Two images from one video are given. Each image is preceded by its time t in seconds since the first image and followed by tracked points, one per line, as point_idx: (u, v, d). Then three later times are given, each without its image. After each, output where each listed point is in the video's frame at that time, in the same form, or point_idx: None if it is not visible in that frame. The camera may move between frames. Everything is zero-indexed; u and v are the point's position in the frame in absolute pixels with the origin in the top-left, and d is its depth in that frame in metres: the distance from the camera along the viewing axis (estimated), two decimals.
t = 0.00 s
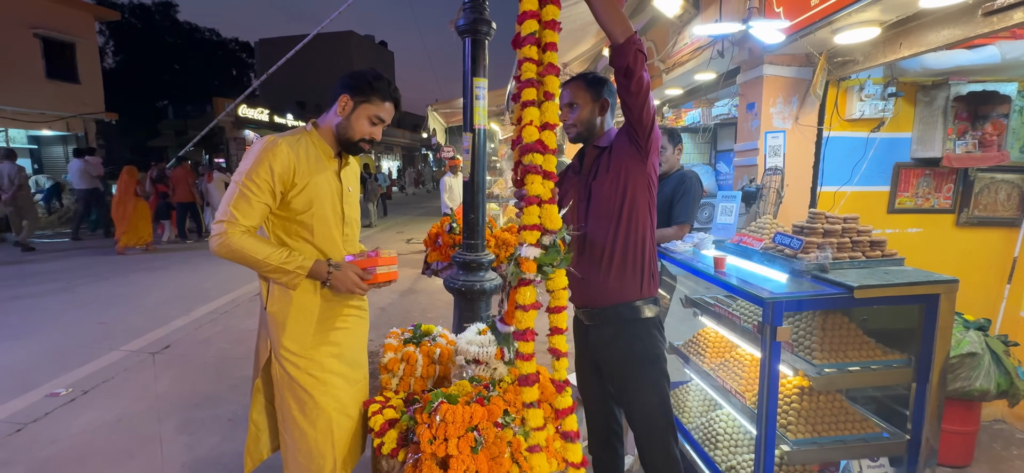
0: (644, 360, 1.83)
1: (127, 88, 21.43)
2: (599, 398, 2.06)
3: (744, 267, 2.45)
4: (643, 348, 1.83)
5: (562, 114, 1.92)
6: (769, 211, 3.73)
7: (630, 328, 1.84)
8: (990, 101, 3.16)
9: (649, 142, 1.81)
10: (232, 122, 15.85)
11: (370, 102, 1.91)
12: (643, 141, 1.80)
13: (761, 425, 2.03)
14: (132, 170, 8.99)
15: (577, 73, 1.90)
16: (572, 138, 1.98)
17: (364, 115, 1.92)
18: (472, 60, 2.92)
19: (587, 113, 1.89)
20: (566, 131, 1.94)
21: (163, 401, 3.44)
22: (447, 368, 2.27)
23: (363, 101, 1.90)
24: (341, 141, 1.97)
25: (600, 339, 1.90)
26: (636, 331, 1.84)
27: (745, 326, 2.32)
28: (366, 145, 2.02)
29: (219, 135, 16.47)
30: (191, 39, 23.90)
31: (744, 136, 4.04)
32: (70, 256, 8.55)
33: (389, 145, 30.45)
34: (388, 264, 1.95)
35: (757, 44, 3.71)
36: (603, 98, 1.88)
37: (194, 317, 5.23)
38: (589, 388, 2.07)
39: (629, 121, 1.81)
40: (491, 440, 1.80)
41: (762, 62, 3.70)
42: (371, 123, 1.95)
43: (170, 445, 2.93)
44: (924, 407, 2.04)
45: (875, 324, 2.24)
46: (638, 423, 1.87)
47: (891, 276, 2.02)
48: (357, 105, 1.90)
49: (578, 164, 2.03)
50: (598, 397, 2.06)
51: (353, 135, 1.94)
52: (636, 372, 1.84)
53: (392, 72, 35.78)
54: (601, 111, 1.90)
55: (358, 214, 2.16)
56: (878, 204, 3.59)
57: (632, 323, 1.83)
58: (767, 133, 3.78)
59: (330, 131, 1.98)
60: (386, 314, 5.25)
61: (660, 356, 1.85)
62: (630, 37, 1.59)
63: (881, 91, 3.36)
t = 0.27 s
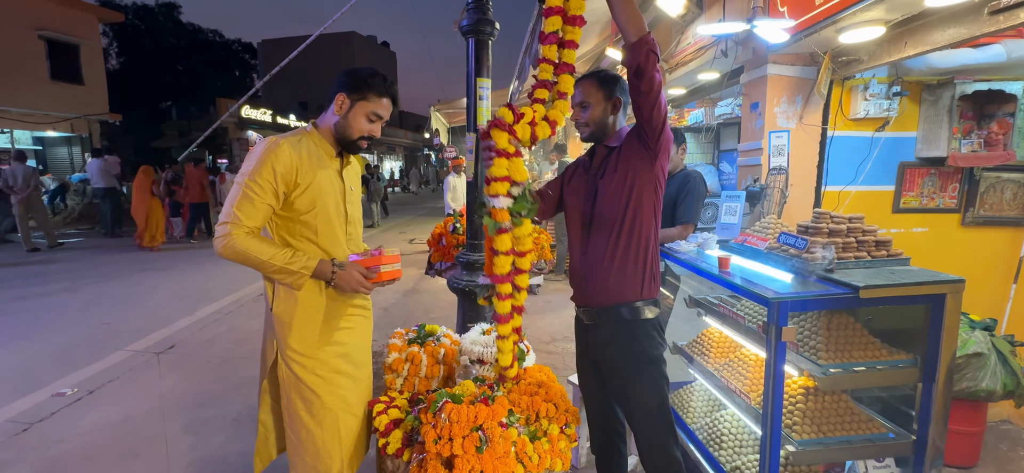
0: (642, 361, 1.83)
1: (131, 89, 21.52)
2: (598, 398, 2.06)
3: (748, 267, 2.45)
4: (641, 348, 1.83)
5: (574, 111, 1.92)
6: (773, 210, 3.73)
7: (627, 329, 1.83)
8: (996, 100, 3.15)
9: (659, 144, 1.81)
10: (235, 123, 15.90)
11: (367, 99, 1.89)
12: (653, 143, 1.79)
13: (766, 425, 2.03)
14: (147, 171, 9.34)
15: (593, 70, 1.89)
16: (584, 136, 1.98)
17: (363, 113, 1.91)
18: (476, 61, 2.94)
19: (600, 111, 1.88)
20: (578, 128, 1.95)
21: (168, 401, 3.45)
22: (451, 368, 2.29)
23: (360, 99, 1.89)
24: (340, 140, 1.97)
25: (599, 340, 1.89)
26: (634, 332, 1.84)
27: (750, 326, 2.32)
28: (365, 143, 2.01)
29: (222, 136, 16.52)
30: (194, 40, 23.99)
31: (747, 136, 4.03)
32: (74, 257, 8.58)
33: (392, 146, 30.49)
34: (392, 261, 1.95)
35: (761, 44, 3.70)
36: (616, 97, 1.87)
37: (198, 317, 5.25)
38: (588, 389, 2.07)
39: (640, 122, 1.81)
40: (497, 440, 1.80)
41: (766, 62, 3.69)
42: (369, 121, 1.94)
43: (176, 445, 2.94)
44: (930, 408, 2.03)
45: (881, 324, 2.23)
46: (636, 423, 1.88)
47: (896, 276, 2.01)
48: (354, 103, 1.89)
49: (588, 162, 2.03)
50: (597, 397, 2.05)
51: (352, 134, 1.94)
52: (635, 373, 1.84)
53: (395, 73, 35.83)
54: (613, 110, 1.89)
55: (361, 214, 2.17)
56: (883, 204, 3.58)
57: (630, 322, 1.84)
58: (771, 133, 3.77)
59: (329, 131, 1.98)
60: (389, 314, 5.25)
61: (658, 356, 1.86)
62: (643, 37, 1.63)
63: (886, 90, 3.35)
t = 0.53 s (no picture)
0: (636, 361, 1.83)
1: (135, 91, 21.63)
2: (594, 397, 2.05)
3: (751, 267, 2.44)
4: (635, 349, 1.83)
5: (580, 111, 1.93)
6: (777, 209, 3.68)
7: (622, 329, 1.83)
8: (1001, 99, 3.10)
9: (661, 149, 1.81)
10: (238, 124, 15.95)
11: (364, 95, 1.88)
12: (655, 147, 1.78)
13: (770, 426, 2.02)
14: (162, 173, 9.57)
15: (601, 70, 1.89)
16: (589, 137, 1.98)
17: (361, 108, 1.90)
18: (478, 61, 2.92)
19: (606, 113, 1.88)
20: (584, 129, 1.95)
21: (172, 401, 3.47)
22: (454, 368, 2.26)
23: (356, 96, 1.88)
24: (338, 137, 1.97)
25: (594, 340, 1.90)
26: (627, 333, 1.83)
27: (755, 325, 2.30)
28: (363, 139, 2.01)
29: (226, 137, 16.58)
30: (197, 42, 24.08)
31: (751, 135, 4.02)
32: (79, 258, 8.62)
33: (394, 146, 30.54)
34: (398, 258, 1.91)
35: (764, 44, 3.69)
36: (621, 98, 1.86)
37: (202, 318, 5.26)
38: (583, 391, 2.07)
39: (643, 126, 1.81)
40: (501, 440, 1.80)
41: (769, 61, 3.68)
42: (367, 118, 1.93)
43: (180, 445, 2.95)
44: (935, 408, 2.02)
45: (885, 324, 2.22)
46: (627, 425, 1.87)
47: (901, 275, 2.00)
48: (350, 100, 1.88)
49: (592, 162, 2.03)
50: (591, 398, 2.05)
51: (350, 130, 1.93)
52: (628, 373, 1.84)
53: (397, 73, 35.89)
54: (618, 112, 1.88)
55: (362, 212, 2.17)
56: (887, 203, 3.56)
57: (625, 322, 1.83)
58: (774, 132, 3.74)
59: (327, 130, 1.98)
60: (392, 314, 5.26)
61: (651, 358, 1.85)
62: (646, 41, 1.63)
63: (890, 89, 3.35)
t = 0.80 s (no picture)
0: (629, 362, 1.83)
1: (139, 92, 21.75)
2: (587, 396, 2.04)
3: (755, 266, 2.43)
4: (625, 351, 1.82)
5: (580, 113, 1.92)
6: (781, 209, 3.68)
7: (620, 329, 1.83)
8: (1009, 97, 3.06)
9: (658, 151, 1.79)
10: (241, 125, 16.00)
11: (358, 87, 1.90)
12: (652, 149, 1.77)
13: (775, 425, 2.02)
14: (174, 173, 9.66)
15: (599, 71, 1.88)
16: (590, 139, 1.98)
17: (356, 101, 1.91)
18: (481, 61, 2.94)
19: (603, 115, 1.87)
20: (584, 131, 1.95)
21: (177, 401, 3.48)
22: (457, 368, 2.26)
23: (350, 88, 1.89)
24: (334, 132, 1.96)
25: (589, 338, 1.90)
26: (622, 334, 1.83)
27: (759, 324, 2.29)
28: (359, 133, 2.00)
29: (229, 138, 16.64)
30: (201, 43, 24.18)
31: (755, 134, 4.01)
32: (84, 258, 8.67)
33: (397, 146, 30.59)
34: (396, 257, 1.93)
35: (768, 42, 3.68)
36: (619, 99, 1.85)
37: (206, 318, 5.28)
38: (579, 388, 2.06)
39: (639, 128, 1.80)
40: (505, 440, 1.80)
41: (773, 59, 3.66)
42: (362, 110, 1.93)
43: (185, 445, 2.95)
44: (941, 408, 2.01)
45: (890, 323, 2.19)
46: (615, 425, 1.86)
47: (905, 275, 1.99)
48: (344, 94, 1.89)
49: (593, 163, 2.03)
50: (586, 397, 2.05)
51: (346, 123, 1.93)
52: (618, 374, 1.84)
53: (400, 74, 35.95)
54: (616, 113, 1.88)
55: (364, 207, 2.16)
56: (891, 201, 3.57)
57: (623, 322, 1.83)
58: (778, 131, 3.76)
59: (322, 126, 1.98)
60: (395, 314, 5.26)
61: (643, 360, 1.85)
62: (637, 47, 1.62)
63: (895, 87, 3.32)
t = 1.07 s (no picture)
0: (627, 364, 1.83)
1: (143, 92, 21.82)
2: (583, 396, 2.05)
3: (759, 265, 2.43)
4: (622, 353, 1.83)
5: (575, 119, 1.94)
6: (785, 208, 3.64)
7: (620, 331, 1.83)
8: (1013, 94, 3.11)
9: (651, 152, 1.78)
10: (244, 124, 16.04)
11: (354, 86, 1.89)
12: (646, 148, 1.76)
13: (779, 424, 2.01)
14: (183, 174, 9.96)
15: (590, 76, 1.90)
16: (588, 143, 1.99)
17: (353, 101, 1.90)
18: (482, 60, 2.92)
19: (596, 117, 1.87)
20: (580, 135, 1.96)
21: (180, 400, 3.49)
22: (461, 367, 2.28)
23: (346, 87, 1.88)
24: (332, 131, 1.96)
25: (588, 338, 1.90)
26: (620, 335, 1.83)
27: (762, 323, 2.29)
28: (357, 132, 2.00)
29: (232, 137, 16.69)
30: (204, 43, 24.23)
31: (758, 132, 3.99)
32: (88, 258, 8.70)
33: (400, 146, 30.62)
34: (391, 258, 1.88)
35: (771, 40, 3.67)
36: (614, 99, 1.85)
37: (210, 317, 5.29)
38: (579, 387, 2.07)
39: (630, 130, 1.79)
40: (507, 438, 1.80)
41: (776, 57, 3.64)
42: (359, 109, 1.93)
43: (189, 443, 2.96)
44: (946, 407, 2.00)
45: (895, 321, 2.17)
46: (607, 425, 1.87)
47: (910, 273, 1.98)
48: (341, 93, 1.89)
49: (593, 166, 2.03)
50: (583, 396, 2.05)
51: (344, 123, 1.93)
52: (614, 375, 1.84)
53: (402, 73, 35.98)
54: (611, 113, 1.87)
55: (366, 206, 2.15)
56: (897, 200, 3.53)
57: (623, 324, 1.82)
58: (781, 129, 3.72)
59: (320, 126, 1.98)
60: (398, 313, 5.27)
61: (639, 362, 1.85)
62: (612, 51, 1.64)
63: (899, 85, 3.32)
